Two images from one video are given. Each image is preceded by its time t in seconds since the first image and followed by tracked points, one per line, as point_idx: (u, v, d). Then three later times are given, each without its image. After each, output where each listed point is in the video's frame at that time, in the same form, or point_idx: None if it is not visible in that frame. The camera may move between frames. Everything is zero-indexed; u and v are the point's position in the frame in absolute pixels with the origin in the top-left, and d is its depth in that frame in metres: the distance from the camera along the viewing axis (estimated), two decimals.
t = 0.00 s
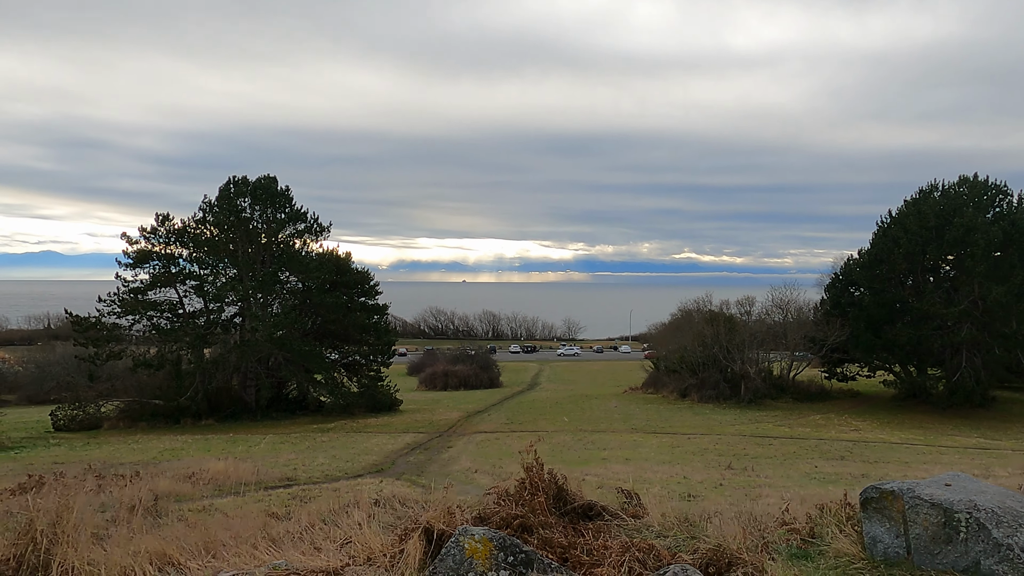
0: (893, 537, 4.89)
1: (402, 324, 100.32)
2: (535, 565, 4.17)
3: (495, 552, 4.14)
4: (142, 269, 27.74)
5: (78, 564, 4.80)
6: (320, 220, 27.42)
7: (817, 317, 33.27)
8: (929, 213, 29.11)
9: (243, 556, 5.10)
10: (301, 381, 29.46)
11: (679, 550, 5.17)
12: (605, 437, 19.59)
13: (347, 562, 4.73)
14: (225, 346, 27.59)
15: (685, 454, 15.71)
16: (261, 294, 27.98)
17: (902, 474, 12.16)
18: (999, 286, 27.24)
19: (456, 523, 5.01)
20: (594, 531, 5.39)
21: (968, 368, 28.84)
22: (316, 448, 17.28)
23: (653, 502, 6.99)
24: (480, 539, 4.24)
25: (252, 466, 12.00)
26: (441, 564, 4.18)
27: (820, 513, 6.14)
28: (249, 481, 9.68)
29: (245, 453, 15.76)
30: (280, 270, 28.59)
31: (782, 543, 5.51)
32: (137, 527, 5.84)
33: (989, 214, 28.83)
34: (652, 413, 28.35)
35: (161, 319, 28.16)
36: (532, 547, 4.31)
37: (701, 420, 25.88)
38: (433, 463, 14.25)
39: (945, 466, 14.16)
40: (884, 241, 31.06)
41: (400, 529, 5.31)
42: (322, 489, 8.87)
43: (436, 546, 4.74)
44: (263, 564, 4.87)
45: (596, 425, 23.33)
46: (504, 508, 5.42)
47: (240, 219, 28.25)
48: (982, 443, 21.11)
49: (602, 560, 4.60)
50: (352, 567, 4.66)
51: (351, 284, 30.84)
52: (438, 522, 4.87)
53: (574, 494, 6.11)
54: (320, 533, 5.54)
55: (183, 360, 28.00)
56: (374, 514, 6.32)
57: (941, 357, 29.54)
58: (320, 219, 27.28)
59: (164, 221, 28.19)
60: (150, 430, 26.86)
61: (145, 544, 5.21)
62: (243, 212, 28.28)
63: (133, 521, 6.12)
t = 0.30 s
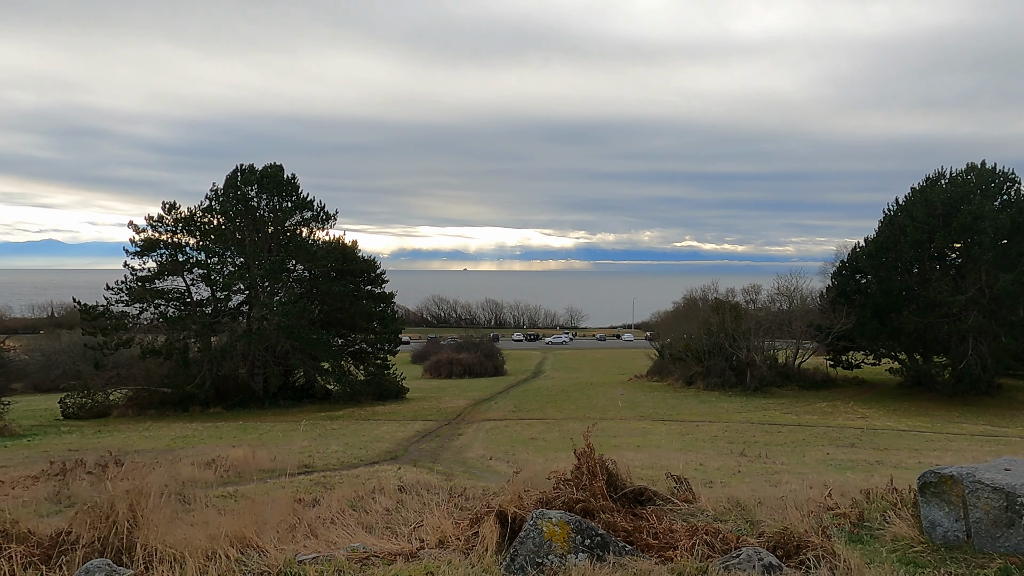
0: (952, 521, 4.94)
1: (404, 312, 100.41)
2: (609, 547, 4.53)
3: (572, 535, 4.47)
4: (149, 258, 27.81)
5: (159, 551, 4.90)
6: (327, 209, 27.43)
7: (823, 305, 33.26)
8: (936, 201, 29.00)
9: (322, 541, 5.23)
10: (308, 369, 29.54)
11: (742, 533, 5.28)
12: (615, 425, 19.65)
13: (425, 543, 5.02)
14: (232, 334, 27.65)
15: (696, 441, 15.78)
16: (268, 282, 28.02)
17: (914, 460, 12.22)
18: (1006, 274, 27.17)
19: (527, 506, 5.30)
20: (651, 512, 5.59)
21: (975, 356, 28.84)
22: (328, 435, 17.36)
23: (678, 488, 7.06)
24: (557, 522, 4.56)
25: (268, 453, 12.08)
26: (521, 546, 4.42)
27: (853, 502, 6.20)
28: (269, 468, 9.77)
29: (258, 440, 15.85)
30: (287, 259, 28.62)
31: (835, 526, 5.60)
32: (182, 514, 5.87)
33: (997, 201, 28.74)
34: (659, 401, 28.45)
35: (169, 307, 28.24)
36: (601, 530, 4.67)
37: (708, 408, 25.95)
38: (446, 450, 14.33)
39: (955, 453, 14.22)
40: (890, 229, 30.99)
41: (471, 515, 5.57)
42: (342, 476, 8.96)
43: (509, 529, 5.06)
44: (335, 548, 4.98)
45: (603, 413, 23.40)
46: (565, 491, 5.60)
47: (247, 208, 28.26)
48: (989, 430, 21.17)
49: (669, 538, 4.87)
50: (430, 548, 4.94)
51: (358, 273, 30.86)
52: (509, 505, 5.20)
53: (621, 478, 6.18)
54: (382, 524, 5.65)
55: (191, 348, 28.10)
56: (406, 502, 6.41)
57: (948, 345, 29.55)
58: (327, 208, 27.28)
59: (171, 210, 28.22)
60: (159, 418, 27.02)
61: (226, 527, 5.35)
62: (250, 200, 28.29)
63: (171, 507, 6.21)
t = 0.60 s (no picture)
0: (1015, 509, 4.97)
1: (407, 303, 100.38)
2: (686, 535, 4.65)
3: (651, 522, 4.60)
4: (157, 249, 27.87)
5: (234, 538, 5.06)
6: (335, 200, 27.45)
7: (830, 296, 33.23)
8: (944, 192, 28.95)
9: (397, 530, 5.41)
10: (316, 360, 29.59)
11: (810, 522, 5.37)
12: (625, 416, 19.66)
13: (502, 530, 5.15)
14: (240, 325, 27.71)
15: (707, 432, 15.82)
16: (277, 273, 28.07)
17: (931, 450, 12.21)
18: (1014, 265, 27.14)
19: (598, 494, 5.45)
20: (711, 498, 5.69)
21: (982, 346, 28.82)
22: (338, 426, 17.39)
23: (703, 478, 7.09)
24: (636, 509, 4.68)
25: (283, 444, 12.10)
26: (602, 533, 4.53)
27: (886, 494, 6.22)
28: (288, 457, 9.88)
29: (270, 431, 15.91)
30: (295, 250, 28.63)
31: (887, 514, 5.69)
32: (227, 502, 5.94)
33: (1005, 191, 28.70)
34: (666, 391, 28.48)
35: (177, 298, 28.30)
36: (678, 519, 4.80)
37: (715, 399, 25.96)
38: (460, 441, 14.37)
39: (967, 443, 14.24)
40: (897, 220, 30.95)
41: (541, 503, 5.70)
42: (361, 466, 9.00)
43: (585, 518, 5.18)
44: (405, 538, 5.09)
45: (612, 403, 23.41)
46: (628, 478, 5.68)
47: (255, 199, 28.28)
48: (998, 420, 21.20)
49: (740, 525, 5.00)
50: (504, 534, 5.08)
51: (365, 264, 30.88)
52: (582, 495, 5.35)
53: (676, 467, 6.25)
54: (440, 514, 5.77)
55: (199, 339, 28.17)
56: (435, 492, 6.48)
57: (955, 335, 29.53)
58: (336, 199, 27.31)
59: (178, 200, 28.25)
60: (168, 409, 27.13)
61: (304, 514, 5.47)
62: (258, 191, 28.30)
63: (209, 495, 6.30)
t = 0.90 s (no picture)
0: None
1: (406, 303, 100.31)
2: (764, 530, 4.70)
3: (729, 518, 4.64)
4: (161, 248, 27.87)
5: (311, 535, 5.10)
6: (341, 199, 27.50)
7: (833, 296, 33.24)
8: (948, 192, 29.03)
9: (472, 526, 5.42)
10: (320, 359, 29.59)
11: (878, 518, 5.42)
12: (632, 415, 19.69)
13: (574, 526, 5.18)
14: (244, 324, 27.70)
15: (717, 431, 15.83)
16: (282, 273, 28.09)
17: (943, 449, 12.21)
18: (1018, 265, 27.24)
19: (670, 491, 5.47)
20: (767, 494, 5.70)
21: (985, 346, 28.87)
22: (347, 425, 17.39)
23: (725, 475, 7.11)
24: (714, 505, 4.73)
25: (296, 443, 12.10)
26: (682, 528, 4.57)
27: (919, 491, 6.25)
28: (303, 456, 9.94)
29: (280, 430, 15.93)
30: (299, 249, 28.66)
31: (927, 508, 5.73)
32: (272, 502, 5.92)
33: (1008, 191, 28.80)
34: (670, 391, 28.51)
35: (181, 297, 28.29)
36: (754, 514, 4.85)
37: (719, 398, 25.96)
38: (470, 440, 14.38)
39: (978, 442, 14.26)
40: (900, 220, 31.01)
41: (610, 498, 5.73)
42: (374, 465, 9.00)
43: (661, 514, 5.21)
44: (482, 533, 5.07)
45: (617, 403, 23.46)
46: (685, 476, 5.71)
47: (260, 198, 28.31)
48: (1003, 420, 21.25)
49: (810, 522, 5.07)
50: (578, 530, 5.12)
51: (369, 263, 30.90)
52: (654, 490, 5.40)
53: (728, 462, 6.22)
54: (499, 510, 5.81)
55: (203, 338, 28.17)
56: (460, 490, 6.49)
57: (958, 335, 29.58)
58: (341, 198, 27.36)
59: (183, 200, 28.27)
60: (173, 409, 27.11)
61: (382, 509, 5.52)
62: (263, 190, 28.33)
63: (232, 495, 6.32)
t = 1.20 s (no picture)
0: None
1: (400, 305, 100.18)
2: (828, 527, 4.76)
3: (795, 515, 4.71)
4: (157, 250, 27.77)
5: (382, 534, 5.05)
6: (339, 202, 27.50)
7: (826, 297, 33.35)
8: (941, 194, 29.25)
9: (538, 526, 5.35)
10: (316, 362, 29.51)
11: (931, 515, 5.48)
12: (631, 416, 19.78)
13: (633, 524, 5.15)
14: (240, 327, 27.60)
15: (719, 432, 15.89)
16: (278, 275, 28.03)
17: (946, 449, 12.29)
18: (1011, 267, 27.50)
19: (733, 487, 5.46)
20: (816, 490, 5.71)
21: (978, 347, 29.03)
22: (349, 427, 17.38)
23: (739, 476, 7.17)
24: (780, 503, 4.79)
25: (301, 445, 12.09)
26: (750, 525, 4.62)
27: (932, 491, 6.32)
28: (310, 458, 9.96)
29: (282, 432, 15.89)
30: (296, 252, 28.61)
31: (950, 506, 5.80)
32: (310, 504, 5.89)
33: (1001, 194, 29.08)
34: (667, 392, 28.63)
35: (177, 300, 28.17)
36: (816, 512, 4.90)
37: (716, 400, 26.05)
38: (474, 442, 14.39)
39: (979, 442, 14.35)
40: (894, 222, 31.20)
41: (669, 494, 5.73)
42: (384, 467, 9.01)
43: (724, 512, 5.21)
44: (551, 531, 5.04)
45: (615, 404, 23.53)
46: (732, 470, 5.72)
47: (256, 201, 28.25)
48: (997, 420, 21.44)
49: (867, 519, 5.11)
50: (640, 528, 5.07)
51: (366, 266, 30.86)
52: (717, 489, 5.38)
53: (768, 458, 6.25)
54: (544, 509, 5.80)
55: (199, 341, 28.05)
56: (478, 491, 6.47)
57: (951, 337, 29.73)
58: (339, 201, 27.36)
59: (179, 202, 28.18)
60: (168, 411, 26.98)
61: (451, 509, 5.43)
62: (259, 193, 28.27)
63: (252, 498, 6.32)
